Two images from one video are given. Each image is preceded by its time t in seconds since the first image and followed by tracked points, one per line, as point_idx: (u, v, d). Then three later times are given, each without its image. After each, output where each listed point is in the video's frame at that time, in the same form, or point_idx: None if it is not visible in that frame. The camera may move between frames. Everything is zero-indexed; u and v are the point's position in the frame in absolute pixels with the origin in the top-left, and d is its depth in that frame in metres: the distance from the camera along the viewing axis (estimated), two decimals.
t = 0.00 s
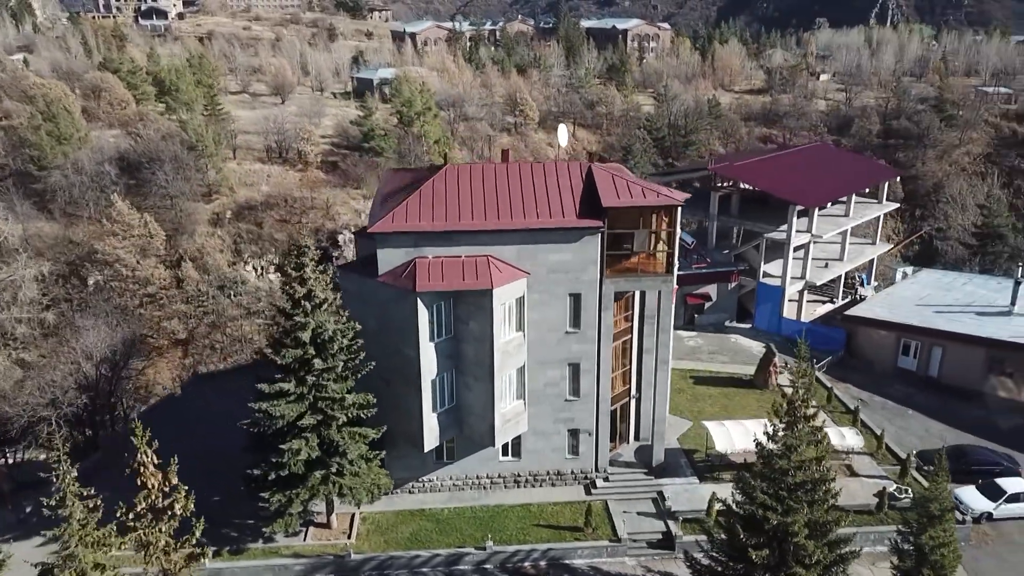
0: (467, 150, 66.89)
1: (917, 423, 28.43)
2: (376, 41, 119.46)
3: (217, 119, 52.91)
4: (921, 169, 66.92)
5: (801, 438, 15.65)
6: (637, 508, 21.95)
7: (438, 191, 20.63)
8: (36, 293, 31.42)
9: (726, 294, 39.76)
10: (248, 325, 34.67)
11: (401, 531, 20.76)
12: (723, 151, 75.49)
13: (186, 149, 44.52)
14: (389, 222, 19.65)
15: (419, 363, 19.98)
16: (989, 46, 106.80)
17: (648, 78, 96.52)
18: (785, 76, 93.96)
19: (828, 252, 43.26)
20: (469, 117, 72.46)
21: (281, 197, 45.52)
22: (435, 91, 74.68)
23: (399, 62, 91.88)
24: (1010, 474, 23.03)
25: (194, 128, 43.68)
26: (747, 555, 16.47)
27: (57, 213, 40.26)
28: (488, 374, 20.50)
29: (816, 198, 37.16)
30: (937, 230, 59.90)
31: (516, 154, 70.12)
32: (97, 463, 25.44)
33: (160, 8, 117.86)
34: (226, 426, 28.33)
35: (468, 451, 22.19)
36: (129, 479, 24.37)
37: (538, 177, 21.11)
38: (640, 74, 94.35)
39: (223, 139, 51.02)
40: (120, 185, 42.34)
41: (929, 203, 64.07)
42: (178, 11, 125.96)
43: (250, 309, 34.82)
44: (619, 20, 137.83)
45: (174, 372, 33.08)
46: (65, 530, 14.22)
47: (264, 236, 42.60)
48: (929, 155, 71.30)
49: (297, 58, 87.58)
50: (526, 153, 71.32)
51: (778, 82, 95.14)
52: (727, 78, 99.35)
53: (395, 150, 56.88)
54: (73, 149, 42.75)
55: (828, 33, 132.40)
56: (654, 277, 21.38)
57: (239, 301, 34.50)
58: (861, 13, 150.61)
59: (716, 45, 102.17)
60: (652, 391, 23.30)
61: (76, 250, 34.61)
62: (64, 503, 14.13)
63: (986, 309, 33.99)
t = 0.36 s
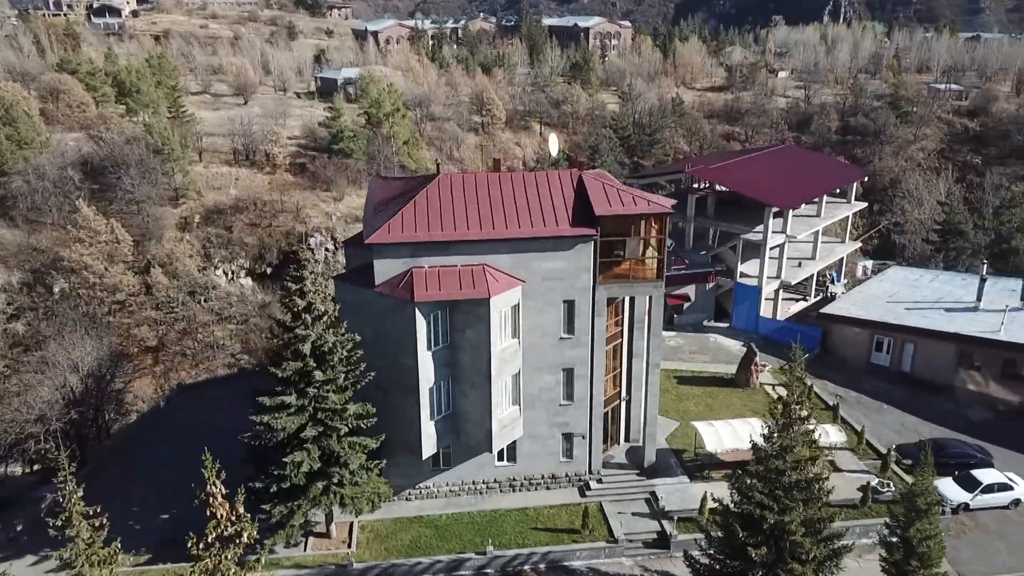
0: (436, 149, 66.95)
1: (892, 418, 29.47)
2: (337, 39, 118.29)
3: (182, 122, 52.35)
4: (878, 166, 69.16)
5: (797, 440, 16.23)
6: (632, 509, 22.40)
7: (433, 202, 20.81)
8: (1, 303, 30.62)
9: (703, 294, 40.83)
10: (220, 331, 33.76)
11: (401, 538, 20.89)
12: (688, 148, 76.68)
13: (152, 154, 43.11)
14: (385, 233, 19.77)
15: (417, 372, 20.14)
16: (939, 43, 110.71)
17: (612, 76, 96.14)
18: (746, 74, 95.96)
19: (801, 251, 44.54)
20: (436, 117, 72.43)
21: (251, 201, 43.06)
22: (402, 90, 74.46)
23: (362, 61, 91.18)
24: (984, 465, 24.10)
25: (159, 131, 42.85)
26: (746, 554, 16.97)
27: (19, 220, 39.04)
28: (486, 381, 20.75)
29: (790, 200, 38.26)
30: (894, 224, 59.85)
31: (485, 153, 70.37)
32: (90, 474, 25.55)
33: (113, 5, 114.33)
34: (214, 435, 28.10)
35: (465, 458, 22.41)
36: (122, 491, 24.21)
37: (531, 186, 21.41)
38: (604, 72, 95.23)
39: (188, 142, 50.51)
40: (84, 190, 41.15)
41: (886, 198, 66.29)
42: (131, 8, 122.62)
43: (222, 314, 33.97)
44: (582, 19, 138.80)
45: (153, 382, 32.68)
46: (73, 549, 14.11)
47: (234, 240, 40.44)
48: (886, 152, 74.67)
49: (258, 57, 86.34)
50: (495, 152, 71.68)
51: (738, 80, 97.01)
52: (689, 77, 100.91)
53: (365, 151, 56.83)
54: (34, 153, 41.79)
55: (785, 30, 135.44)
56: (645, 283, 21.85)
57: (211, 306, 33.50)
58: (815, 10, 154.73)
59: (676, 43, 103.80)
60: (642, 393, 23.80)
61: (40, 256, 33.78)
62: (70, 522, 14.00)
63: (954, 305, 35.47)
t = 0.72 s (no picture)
0: (396, 150, 66.79)
1: (862, 409, 30.73)
2: (289, 38, 116.71)
3: (136, 125, 50.95)
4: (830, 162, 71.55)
5: (786, 437, 16.95)
6: (620, 507, 22.89)
7: (421, 210, 20.95)
8: None
9: (676, 294, 41.92)
10: (185, 338, 33.76)
11: (396, 545, 20.98)
12: (646, 146, 77.87)
13: (109, 157, 42.69)
14: (376, 243, 19.85)
15: (410, 380, 20.27)
16: (881, 41, 114.83)
17: (568, 74, 97.28)
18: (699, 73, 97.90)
19: (766, 249, 45.91)
20: (395, 118, 72.15)
21: (212, 205, 43.23)
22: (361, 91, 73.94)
23: (316, 60, 90.06)
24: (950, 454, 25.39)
25: (116, 135, 42.56)
26: (738, 548, 17.64)
27: None
28: (477, 387, 21.00)
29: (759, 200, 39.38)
30: (846, 219, 61.70)
31: (447, 153, 70.43)
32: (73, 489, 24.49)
33: (53, 3, 110.60)
34: (202, 441, 27.60)
35: (456, 463, 22.60)
36: (108, 498, 23.79)
37: (517, 193, 21.70)
38: (562, 70, 95.96)
39: (145, 146, 49.42)
40: (38, 197, 39.92)
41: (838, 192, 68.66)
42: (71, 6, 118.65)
43: (184, 321, 34.22)
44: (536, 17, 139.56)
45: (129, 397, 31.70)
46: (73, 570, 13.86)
47: (197, 245, 40.68)
48: (834, 149, 76.78)
49: (210, 58, 84.61)
50: (456, 151, 71.85)
51: (692, 78, 98.77)
52: (644, 75, 102.33)
53: (327, 154, 56.31)
54: None
55: (735, 28, 138.39)
56: (629, 286, 22.34)
57: (177, 313, 34.03)
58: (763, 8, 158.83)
59: (631, 41, 105.33)
60: (626, 393, 24.34)
61: None
62: (73, 542, 13.77)
63: (916, 300, 37.35)
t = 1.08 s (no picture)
0: (353, 151, 66.27)
1: (830, 401, 32.07)
2: (235, 36, 114.53)
3: (86, 129, 49.30)
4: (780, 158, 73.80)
5: (771, 433, 17.82)
6: (607, 505, 23.46)
7: (407, 218, 21.09)
8: None
9: (646, 292, 42.94)
10: (146, 346, 29.41)
11: (390, 550, 21.16)
12: (601, 144, 78.89)
13: (60, 164, 43.08)
14: (365, 252, 19.93)
15: (401, 387, 20.41)
16: (824, 38, 118.64)
17: (521, 72, 97.62)
18: (650, 70, 99.63)
19: (730, 247, 47.30)
20: (351, 118, 71.50)
21: (169, 209, 45.08)
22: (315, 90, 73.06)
23: (265, 58, 88.29)
24: (915, 441, 26.85)
25: (67, 140, 42.82)
26: (728, 540, 18.39)
27: None
28: (467, 392, 21.28)
29: (725, 201, 40.51)
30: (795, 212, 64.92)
31: (405, 154, 70.32)
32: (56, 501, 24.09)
33: None
34: (187, 448, 27.23)
35: (445, 467, 22.82)
36: (91, 508, 23.58)
37: (501, 200, 22.01)
38: (515, 68, 96.28)
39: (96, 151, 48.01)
40: None
41: (789, 186, 70.86)
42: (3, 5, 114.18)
43: (145, 329, 30.84)
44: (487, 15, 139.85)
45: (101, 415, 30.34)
46: None
47: (154, 252, 42.35)
48: (784, 143, 80.41)
49: (156, 58, 82.38)
50: (414, 151, 71.76)
51: (643, 76, 100.21)
52: (596, 72, 103.33)
53: (285, 156, 55.40)
54: None
55: (683, 25, 140.95)
56: (613, 289, 22.86)
57: (136, 321, 30.72)
58: (709, 5, 162.37)
59: (582, 39, 106.47)
60: (609, 393, 24.95)
61: None
62: (77, 561, 13.63)
63: (874, 294, 39.48)
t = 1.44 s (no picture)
0: (317, 151, 65.82)
1: (805, 394, 33.28)
2: (187, 35, 112.39)
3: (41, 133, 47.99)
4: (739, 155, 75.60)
5: (761, 429, 18.56)
6: (599, 502, 23.99)
7: (399, 226, 21.25)
8: None
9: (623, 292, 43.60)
10: (109, 354, 37.69)
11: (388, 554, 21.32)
12: (564, 143, 79.74)
13: (18, 168, 43.38)
14: (359, 260, 20.03)
15: (398, 394, 20.60)
16: (776, 35, 121.68)
17: (480, 70, 98.15)
18: (608, 68, 100.85)
19: (701, 245, 48.42)
20: (313, 118, 70.77)
21: (132, 215, 45.38)
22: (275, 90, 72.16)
23: (220, 58, 86.70)
24: (888, 432, 28.19)
25: (24, 146, 43.47)
26: (722, 533, 19.12)
27: None
28: (463, 396, 21.56)
29: (700, 200, 41.38)
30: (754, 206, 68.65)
31: (369, 155, 70.23)
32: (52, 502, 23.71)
33: None
34: (180, 452, 27.15)
35: (440, 470, 23.10)
36: (85, 511, 23.61)
37: (490, 206, 22.30)
38: (474, 66, 96.37)
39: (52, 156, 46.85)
40: None
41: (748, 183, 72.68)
42: None
43: (106, 336, 38.07)
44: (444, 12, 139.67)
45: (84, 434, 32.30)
46: None
47: (118, 258, 42.74)
48: (741, 139, 84.25)
49: (107, 57, 80.40)
50: (377, 151, 71.59)
51: (602, 73, 101.26)
52: (554, 70, 104.05)
53: (250, 159, 55.00)
54: None
55: (638, 23, 142.84)
56: (602, 292, 23.37)
57: (101, 329, 38.53)
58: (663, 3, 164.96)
59: (541, 38, 107.26)
60: (598, 393, 25.48)
61: None
62: None
63: (843, 290, 41.77)
